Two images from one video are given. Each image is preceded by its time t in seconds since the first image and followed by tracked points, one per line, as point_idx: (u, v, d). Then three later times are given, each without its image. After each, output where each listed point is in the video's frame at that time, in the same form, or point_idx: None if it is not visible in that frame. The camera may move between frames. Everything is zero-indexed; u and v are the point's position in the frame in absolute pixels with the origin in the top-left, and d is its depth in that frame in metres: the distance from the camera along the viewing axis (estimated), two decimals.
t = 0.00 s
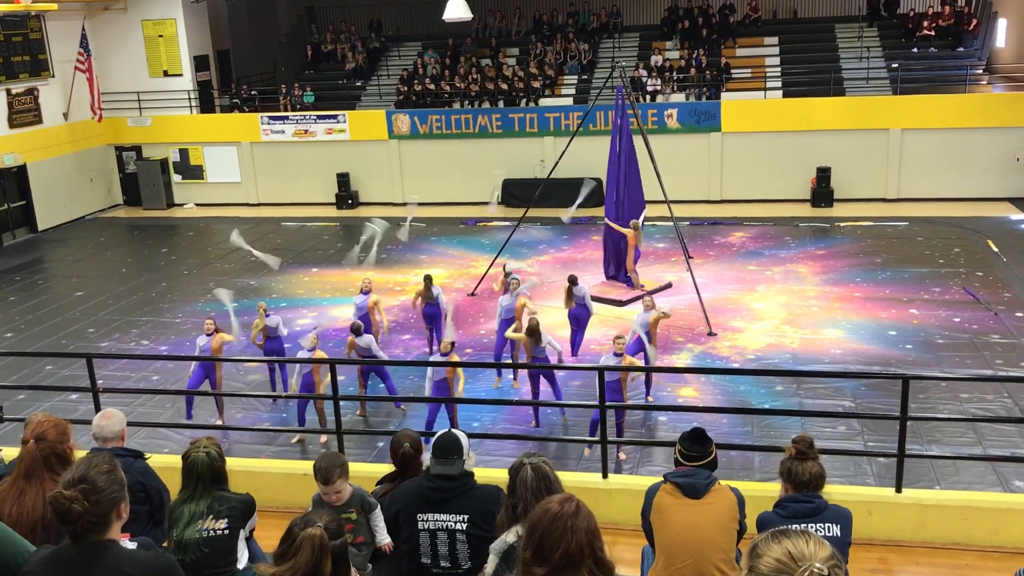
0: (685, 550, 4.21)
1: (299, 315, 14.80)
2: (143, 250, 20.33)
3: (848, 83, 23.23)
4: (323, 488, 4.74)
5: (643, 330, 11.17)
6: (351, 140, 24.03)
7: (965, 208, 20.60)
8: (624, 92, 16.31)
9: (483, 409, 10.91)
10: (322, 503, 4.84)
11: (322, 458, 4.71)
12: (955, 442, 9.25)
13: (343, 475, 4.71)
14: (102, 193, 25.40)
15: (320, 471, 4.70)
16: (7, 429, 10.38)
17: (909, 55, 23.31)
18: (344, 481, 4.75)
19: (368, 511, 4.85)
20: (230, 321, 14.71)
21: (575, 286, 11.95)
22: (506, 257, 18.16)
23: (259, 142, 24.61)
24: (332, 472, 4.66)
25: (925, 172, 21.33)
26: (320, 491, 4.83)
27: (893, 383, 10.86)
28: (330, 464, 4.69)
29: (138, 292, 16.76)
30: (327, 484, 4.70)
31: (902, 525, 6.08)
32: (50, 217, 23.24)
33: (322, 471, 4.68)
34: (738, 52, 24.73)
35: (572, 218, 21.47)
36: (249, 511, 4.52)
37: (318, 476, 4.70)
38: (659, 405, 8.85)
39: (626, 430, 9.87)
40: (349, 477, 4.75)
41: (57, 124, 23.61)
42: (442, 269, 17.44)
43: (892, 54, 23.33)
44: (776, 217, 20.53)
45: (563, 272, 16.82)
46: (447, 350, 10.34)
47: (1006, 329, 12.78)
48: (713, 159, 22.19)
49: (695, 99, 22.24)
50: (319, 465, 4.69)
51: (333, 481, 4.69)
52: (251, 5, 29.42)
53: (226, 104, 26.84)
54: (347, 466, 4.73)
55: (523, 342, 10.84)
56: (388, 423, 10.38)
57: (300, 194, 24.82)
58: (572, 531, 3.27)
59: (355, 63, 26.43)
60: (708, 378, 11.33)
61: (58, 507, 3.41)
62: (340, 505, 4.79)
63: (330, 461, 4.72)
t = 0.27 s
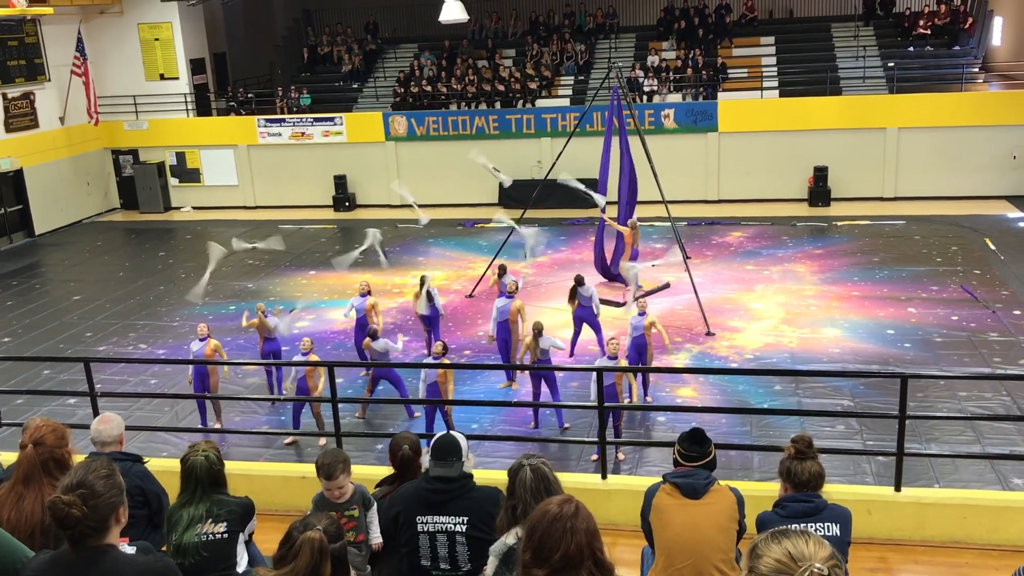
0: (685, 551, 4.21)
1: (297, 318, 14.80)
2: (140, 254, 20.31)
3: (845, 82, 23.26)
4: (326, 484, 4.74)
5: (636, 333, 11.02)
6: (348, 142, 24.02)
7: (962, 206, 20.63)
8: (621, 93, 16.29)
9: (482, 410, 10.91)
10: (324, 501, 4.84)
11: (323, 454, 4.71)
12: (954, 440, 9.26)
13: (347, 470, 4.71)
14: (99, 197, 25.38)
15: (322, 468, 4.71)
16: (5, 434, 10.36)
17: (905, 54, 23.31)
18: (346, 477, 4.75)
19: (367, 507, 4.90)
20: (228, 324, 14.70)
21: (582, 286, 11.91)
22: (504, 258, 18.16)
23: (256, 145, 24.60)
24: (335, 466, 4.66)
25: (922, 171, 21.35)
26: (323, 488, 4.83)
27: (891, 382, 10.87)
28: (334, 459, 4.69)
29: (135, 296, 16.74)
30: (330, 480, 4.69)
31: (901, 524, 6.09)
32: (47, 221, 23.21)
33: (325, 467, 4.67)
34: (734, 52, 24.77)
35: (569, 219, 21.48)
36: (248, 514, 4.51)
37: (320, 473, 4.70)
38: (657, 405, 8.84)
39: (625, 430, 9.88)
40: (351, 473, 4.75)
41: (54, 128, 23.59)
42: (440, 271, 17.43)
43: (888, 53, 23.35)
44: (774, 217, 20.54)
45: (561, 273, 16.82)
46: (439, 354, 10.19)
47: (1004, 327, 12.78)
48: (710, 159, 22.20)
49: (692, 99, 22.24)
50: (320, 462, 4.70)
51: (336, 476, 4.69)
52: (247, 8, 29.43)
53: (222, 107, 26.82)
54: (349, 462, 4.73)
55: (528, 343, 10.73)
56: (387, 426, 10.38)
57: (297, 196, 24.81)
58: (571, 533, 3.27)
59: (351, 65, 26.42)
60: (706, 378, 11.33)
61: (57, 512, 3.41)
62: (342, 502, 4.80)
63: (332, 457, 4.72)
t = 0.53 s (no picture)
0: (683, 552, 4.20)
1: (294, 321, 14.78)
2: (137, 258, 20.28)
3: (841, 83, 23.29)
4: (326, 480, 4.71)
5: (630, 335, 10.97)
6: (345, 145, 24.01)
7: (958, 207, 20.66)
8: (617, 94, 16.30)
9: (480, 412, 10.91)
10: (322, 498, 4.82)
11: (322, 452, 4.69)
12: (951, 440, 9.27)
13: (346, 466, 4.69)
14: (95, 201, 25.34)
15: (322, 465, 4.68)
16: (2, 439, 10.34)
17: (901, 54, 23.33)
18: (346, 473, 4.72)
19: (365, 507, 4.88)
20: (225, 328, 14.68)
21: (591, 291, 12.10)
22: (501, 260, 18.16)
23: (252, 148, 24.59)
24: (334, 463, 4.63)
25: (917, 171, 21.40)
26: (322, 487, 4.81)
27: (889, 382, 10.88)
28: (333, 457, 4.66)
29: (132, 300, 16.72)
30: (330, 476, 4.66)
31: (899, 524, 6.09)
32: (43, 225, 23.18)
33: (325, 463, 4.64)
34: (729, 53, 24.83)
35: (566, 221, 21.49)
36: (246, 518, 4.50)
37: (320, 470, 4.67)
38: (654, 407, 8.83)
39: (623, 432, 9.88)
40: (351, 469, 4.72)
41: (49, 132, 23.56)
42: (437, 273, 17.42)
43: (884, 53, 23.39)
44: (770, 218, 20.56)
45: (558, 275, 16.82)
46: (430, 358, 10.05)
47: (1001, 327, 12.80)
48: (707, 161, 22.21)
49: (688, 101, 22.26)
50: (319, 459, 4.67)
51: (337, 473, 4.66)
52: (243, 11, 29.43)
53: (218, 110, 26.80)
54: (350, 459, 4.71)
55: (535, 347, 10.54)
56: (385, 428, 10.37)
57: (294, 199, 24.79)
58: (570, 535, 3.26)
59: (347, 68, 26.41)
60: (704, 380, 11.33)
61: (55, 518, 3.40)
62: (340, 501, 4.78)
63: (332, 454, 4.69)
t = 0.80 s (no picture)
0: (682, 556, 4.20)
1: (293, 325, 14.80)
2: (136, 262, 20.28)
3: (839, 86, 23.35)
4: (327, 479, 4.74)
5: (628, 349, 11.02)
6: (344, 149, 24.03)
7: (957, 210, 20.69)
8: (615, 98, 16.33)
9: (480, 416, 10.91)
10: (322, 500, 4.85)
11: (322, 453, 4.72)
12: (950, 443, 9.28)
13: (347, 466, 4.73)
14: (94, 205, 25.35)
15: (320, 466, 4.72)
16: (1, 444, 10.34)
17: (899, 58, 23.38)
18: (344, 475, 4.75)
19: (363, 510, 4.91)
20: (224, 332, 14.68)
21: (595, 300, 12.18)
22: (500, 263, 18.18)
23: (251, 152, 24.61)
24: (331, 463, 4.68)
25: (916, 174, 21.43)
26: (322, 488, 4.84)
27: (888, 385, 10.90)
28: (331, 457, 4.71)
29: (131, 305, 16.73)
30: (332, 474, 4.70)
31: (898, 527, 6.10)
32: (42, 230, 23.17)
33: (327, 462, 4.68)
34: (728, 57, 24.88)
35: (565, 224, 21.51)
36: (246, 522, 4.51)
37: (321, 470, 4.70)
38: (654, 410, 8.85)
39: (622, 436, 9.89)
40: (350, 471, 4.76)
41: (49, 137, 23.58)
42: (436, 277, 17.43)
43: (882, 56, 23.42)
44: (769, 221, 20.58)
45: (557, 278, 16.83)
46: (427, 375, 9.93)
47: (1000, 330, 12.82)
48: (706, 165, 22.25)
49: (686, 105, 22.30)
50: (320, 458, 4.71)
51: (336, 474, 4.70)
52: (242, 16, 29.47)
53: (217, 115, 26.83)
54: (348, 459, 4.75)
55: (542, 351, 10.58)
56: (384, 432, 10.37)
57: (293, 204, 24.82)
58: (568, 538, 3.27)
59: (346, 72, 26.47)
60: (703, 383, 11.34)
61: (55, 522, 3.41)
62: (339, 503, 4.81)
63: (330, 454, 4.74)
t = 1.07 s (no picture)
0: (684, 561, 4.20)
1: (294, 330, 14.80)
2: (138, 267, 20.30)
3: (840, 91, 23.37)
4: (328, 483, 4.73)
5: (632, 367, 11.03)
6: (345, 154, 24.05)
7: (958, 214, 20.68)
8: (616, 103, 16.33)
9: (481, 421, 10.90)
10: (323, 505, 4.84)
11: (322, 457, 4.72)
12: (952, 448, 9.27)
13: (347, 469, 4.72)
14: (96, 210, 25.37)
15: (320, 471, 4.71)
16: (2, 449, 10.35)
17: (900, 62, 23.39)
18: (345, 479, 4.75)
19: (365, 512, 4.91)
20: (225, 337, 14.68)
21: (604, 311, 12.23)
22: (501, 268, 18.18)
23: (253, 157, 24.64)
24: (331, 467, 4.68)
25: (917, 179, 21.44)
26: (323, 493, 4.83)
27: (890, 390, 10.89)
28: (330, 462, 4.70)
29: (132, 309, 16.73)
30: (333, 476, 4.69)
31: (899, 532, 6.10)
32: (44, 234, 23.20)
33: (327, 465, 4.68)
34: (729, 62, 24.89)
35: (567, 229, 21.52)
36: (247, 527, 4.50)
37: (321, 474, 4.70)
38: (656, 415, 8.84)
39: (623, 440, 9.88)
40: (350, 475, 4.75)
41: (51, 142, 23.61)
42: (437, 282, 17.44)
43: (883, 61, 23.42)
44: (770, 226, 20.58)
45: (559, 283, 16.83)
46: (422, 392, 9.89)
47: (1002, 334, 12.81)
48: (707, 169, 22.26)
49: (688, 109, 22.31)
50: (320, 462, 4.71)
51: (336, 478, 4.70)
52: (244, 21, 29.52)
53: (219, 120, 26.87)
54: (348, 463, 4.74)
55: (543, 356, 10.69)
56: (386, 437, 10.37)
57: (294, 209, 24.84)
58: (569, 543, 3.27)
59: (348, 77, 26.49)
60: (704, 388, 11.34)
61: (56, 527, 3.41)
62: (340, 507, 4.80)
63: (329, 459, 4.74)
